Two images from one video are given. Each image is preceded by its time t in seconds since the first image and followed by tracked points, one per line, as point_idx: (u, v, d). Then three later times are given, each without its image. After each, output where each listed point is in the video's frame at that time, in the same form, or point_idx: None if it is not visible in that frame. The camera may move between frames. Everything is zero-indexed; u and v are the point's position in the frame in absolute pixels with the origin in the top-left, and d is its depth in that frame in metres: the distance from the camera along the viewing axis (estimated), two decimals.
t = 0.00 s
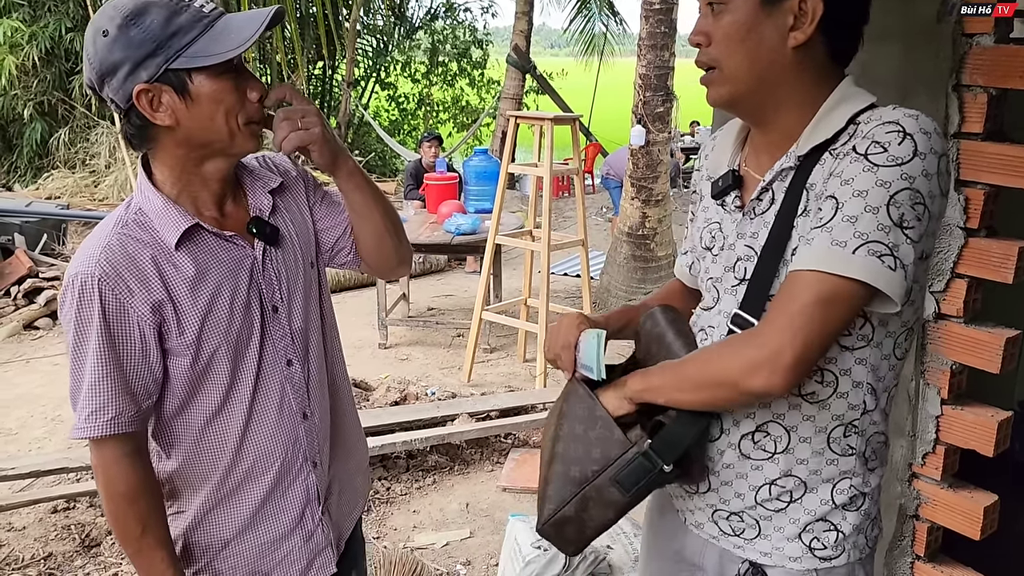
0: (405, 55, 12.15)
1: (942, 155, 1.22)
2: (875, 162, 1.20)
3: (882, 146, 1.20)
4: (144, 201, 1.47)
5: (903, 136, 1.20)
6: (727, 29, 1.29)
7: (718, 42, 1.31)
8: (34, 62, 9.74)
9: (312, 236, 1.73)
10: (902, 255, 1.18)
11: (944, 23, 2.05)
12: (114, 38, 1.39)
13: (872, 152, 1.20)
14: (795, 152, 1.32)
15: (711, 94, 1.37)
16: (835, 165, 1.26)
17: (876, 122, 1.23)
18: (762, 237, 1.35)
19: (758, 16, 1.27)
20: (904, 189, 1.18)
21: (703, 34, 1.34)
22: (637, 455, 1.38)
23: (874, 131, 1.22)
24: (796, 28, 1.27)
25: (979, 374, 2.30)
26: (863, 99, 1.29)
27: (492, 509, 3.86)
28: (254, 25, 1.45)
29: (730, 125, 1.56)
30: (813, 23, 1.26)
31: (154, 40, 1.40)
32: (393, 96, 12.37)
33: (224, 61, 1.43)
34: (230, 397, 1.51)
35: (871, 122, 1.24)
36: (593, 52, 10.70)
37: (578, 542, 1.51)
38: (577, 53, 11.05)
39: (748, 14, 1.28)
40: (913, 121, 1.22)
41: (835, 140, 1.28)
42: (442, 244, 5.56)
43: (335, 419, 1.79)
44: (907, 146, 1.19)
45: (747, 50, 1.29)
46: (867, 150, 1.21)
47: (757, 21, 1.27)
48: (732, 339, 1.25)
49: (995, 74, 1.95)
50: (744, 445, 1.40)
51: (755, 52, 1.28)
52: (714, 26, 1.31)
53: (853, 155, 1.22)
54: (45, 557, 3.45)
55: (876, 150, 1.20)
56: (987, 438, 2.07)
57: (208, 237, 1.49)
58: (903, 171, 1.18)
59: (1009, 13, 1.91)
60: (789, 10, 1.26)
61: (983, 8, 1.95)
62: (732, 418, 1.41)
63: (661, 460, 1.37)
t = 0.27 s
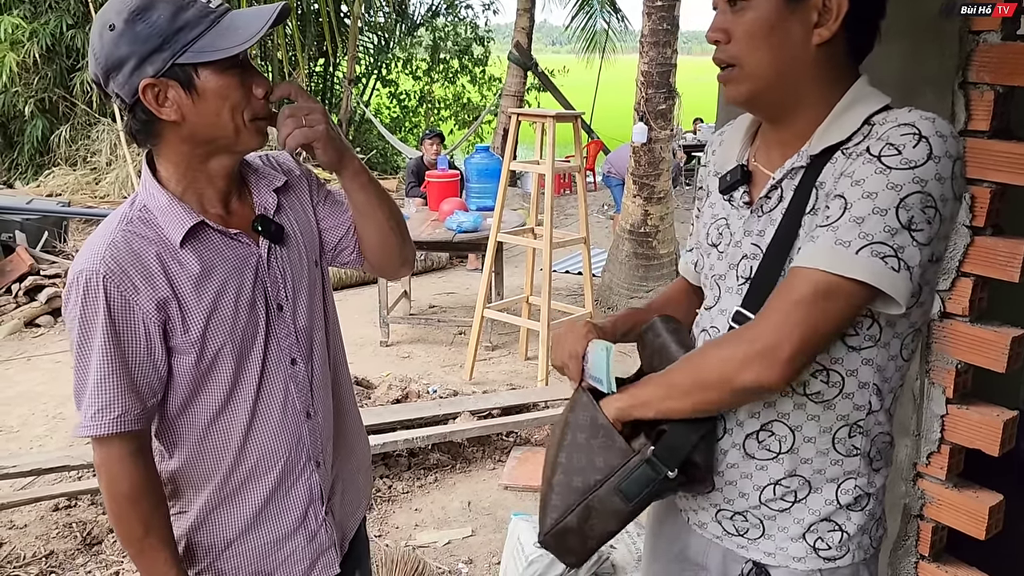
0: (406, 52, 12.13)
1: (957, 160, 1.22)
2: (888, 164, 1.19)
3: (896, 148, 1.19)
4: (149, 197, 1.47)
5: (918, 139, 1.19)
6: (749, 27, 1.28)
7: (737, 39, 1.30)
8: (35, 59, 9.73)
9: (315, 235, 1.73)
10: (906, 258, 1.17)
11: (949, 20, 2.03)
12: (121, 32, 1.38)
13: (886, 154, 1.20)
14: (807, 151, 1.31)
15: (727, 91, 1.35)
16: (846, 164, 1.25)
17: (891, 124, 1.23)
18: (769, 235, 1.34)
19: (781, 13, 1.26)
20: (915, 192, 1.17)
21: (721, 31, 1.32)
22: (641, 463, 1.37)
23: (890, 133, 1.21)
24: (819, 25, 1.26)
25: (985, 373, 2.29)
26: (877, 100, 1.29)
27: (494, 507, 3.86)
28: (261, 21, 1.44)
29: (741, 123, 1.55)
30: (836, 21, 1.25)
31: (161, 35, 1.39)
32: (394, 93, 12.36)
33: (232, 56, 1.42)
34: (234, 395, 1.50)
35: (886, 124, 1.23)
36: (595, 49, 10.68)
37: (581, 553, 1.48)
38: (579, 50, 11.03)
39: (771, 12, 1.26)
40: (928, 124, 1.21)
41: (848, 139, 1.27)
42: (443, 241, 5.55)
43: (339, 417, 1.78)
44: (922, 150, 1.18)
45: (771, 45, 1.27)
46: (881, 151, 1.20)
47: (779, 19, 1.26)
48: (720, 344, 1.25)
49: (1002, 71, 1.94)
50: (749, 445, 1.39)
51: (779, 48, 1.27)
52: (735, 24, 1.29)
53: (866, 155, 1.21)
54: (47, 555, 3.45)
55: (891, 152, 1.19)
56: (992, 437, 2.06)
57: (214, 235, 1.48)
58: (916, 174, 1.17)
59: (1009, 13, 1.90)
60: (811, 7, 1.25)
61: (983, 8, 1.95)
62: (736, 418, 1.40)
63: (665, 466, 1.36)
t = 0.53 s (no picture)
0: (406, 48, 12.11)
1: (963, 157, 1.21)
2: (892, 161, 1.18)
3: (900, 145, 1.18)
4: (147, 196, 1.46)
5: (922, 135, 1.18)
6: (760, 28, 1.26)
7: (747, 42, 1.28)
8: (35, 55, 9.71)
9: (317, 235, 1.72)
10: (915, 255, 1.15)
11: (952, 17, 2.02)
12: (122, 27, 1.37)
13: (890, 151, 1.19)
14: (813, 151, 1.30)
15: (736, 95, 1.34)
16: (852, 163, 1.24)
17: (895, 120, 1.22)
18: (774, 234, 1.33)
19: (792, 14, 1.25)
20: (920, 189, 1.16)
21: (730, 33, 1.31)
22: (671, 481, 1.40)
23: (893, 130, 1.21)
24: (830, 24, 1.25)
25: (988, 372, 2.28)
26: (882, 98, 1.28)
27: (495, 505, 3.85)
28: (263, 16, 1.43)
29: (743, 121, 1.54)
30: (847, 20, 1.24)
31: (162, 30, 1.38)
32: (394, 90, 12.34)
33: (234, 51, 1.42)
34: (235, 394, 1.50)
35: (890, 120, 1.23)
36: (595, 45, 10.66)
37: None
38: (579, 46, 11.01)
39: (783, 12, 1.25)
40: (933, 120, 1.20)
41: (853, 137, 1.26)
42: (443, 238, 5.55)
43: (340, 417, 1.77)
44: (926, 146, 1.17)
45: (784, 47, 1.26)
46: (885, 148, 1.19)
47: (790, 21, 1.25)
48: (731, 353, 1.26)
49: (1006, 68, 1.93)
50: (757, 447, 1.37)
51: (792, 49, 1.26)
52: (744, 26, 1.28)
53: (871, 153, 1.21)
54: (47, 553, 3.44)
55: (894, 149, 1.19)
56: (996, 435, 2.05)
57: (213, 233, 1.47)
58: (921, 171, 1.16)
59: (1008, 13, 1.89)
60: (821, 7, 1.24)
61: (983, 8, 1.94)
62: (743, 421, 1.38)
63: (694, 481, 1.38)
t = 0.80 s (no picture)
0: (405, 45, 12.08)
1: (968, 148, 1.19)
2: (898, 154, 1.17)
3: (905, 137, 1.17)
4: (144, 193, 1.44)
5: (926, 127, 1.17)
6: (755, 47, 1.24)
7: (748, 62, 1.25)
8: (32, 52, 9.68)
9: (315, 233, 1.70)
10: (923, 248, 1.15)
11: (954, 14, 2.01)
12: (119, 24, 1.36)
13: (894, 143, 1.18)
14: (818, 148, 1.29)
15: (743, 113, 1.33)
16: (856, 157, 1.23)
17: (899, 112, 1.21)
18: (779, 232, 1.32)
19: (785, 27, 1.22)
20: (926, 181, 1.15)
21: (728, 55, 1.28)
22: (681, 483, 1.39)
23: (898, 122, 1.19)
24: (825, 27, 1.22)
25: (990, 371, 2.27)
26: (886, 91, 1.27)
27: (494, 503, 3.85)
28: (262, 13, 1.42)
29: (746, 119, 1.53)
30: (841, 21, 1.21)
31: (160, 26, 1.36)
32: (393, 86, 12.32)
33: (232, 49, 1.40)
34: (231, 394, 1.48)
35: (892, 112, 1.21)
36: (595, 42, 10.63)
37: None
38: (579, 43, 10.99)
39: (776, 26, 1.22)
40: (937, 111, 1.19)
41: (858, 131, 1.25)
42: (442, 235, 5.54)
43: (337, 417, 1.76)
44: (931, 137, 1.16)
45: (783, 59, 1.24)
46: (889, 141, 1.18)
47: (785, 32, 1.22)
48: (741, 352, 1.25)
49: (1009, 65, 1.91)
50: (760, 445, 1.36)
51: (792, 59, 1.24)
52: (739, 45, 1.26)
53: (875, 147, 1.20)
54: (45, 551, 3.43)
55: (899, 141, 1.17)
56: (997, 435, 2.04)
57: (210, 232, 1.46)
58: (926, 162, 1.15)
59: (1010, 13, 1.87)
60: (814, 11, 1.21)
61: (983, 8, 1.92)
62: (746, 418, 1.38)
63: (704, 483, 1.36)
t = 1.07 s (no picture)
0: (404, 43, 12.05)
1: (977, 145, 1.20)
2: (918, 154, 1.16)
3: (922, 136, 1.16)
4: (141, 192, 1.43)
5: (941, 126, 1.16)
6: (740, 70, 1.24)
7: (737, 87, 1.26)
8: (30, 50, 9.66)
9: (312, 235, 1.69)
10: (955, 250, 1.14)
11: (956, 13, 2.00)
12: (114, 22, 1.35)
13: (912, 143, 1.17)
14: (823, 143, 1.28)
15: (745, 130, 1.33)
16: (870, 158, 1.22)
17: (910, 111, 1.20)
18: (788, 229, 1.31)
19: (766, 49, 1.22)
20: (951, 180, 1.14)
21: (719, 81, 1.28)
22: (683, 473, 1.37)
23: (911, 121, 1.18)
24: (807, 40, 1.22)
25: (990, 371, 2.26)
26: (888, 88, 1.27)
27: (493, 502, 3.84)
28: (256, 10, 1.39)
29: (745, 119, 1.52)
30: (822, 33, 1.21)
31: (154, 25, 1.35)
32: (392, 85, 12.30)
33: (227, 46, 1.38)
34: (227, 395, 1.47)
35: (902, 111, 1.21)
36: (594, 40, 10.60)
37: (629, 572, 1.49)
38: (577, 41, 10.96)
39: (759, 50, 1.22)
40: (947, 110, 1.19)
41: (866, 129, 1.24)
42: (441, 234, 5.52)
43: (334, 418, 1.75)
44: (947, 137, 1.16)
45: (771, 79, 1.24)
46: (906, 141, 1.17)
47: (768, 52, 1.22)
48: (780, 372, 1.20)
49: (1010, 64, 1.88)
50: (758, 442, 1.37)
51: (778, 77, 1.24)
52: (726, 71, 1.26)
53: (891, 147, 1.19)
54: (42, 551, 3.42)
55: (917, 141, 1.16)
56: (998, 435, 2.04)
57: (206, 232, 1.44)
58: (948, 162, 1.15)
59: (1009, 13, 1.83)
60: (792, 25, 1.21)
61: (983, 8, 1.89)
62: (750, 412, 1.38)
63: (707, 475, 1.36)
